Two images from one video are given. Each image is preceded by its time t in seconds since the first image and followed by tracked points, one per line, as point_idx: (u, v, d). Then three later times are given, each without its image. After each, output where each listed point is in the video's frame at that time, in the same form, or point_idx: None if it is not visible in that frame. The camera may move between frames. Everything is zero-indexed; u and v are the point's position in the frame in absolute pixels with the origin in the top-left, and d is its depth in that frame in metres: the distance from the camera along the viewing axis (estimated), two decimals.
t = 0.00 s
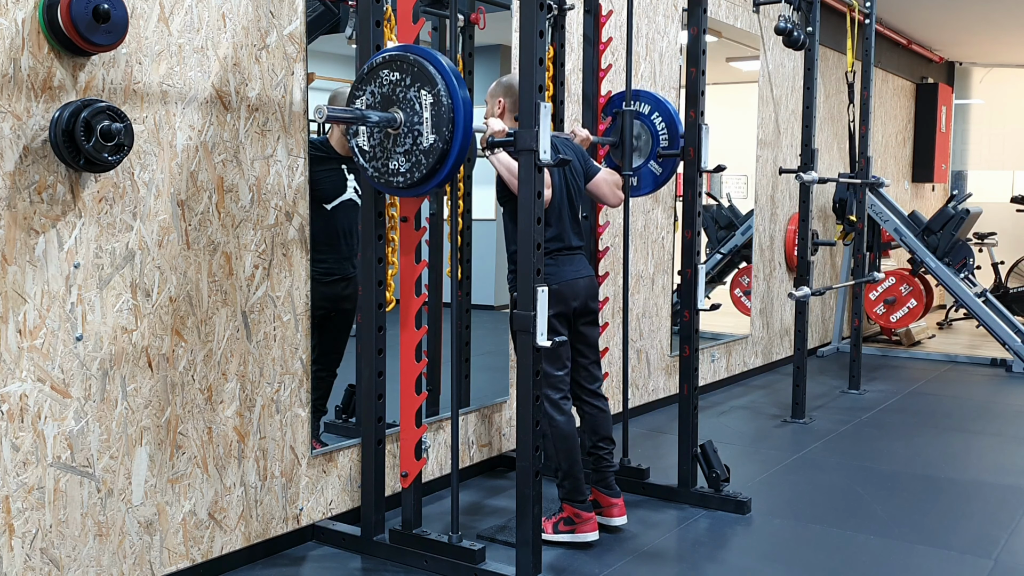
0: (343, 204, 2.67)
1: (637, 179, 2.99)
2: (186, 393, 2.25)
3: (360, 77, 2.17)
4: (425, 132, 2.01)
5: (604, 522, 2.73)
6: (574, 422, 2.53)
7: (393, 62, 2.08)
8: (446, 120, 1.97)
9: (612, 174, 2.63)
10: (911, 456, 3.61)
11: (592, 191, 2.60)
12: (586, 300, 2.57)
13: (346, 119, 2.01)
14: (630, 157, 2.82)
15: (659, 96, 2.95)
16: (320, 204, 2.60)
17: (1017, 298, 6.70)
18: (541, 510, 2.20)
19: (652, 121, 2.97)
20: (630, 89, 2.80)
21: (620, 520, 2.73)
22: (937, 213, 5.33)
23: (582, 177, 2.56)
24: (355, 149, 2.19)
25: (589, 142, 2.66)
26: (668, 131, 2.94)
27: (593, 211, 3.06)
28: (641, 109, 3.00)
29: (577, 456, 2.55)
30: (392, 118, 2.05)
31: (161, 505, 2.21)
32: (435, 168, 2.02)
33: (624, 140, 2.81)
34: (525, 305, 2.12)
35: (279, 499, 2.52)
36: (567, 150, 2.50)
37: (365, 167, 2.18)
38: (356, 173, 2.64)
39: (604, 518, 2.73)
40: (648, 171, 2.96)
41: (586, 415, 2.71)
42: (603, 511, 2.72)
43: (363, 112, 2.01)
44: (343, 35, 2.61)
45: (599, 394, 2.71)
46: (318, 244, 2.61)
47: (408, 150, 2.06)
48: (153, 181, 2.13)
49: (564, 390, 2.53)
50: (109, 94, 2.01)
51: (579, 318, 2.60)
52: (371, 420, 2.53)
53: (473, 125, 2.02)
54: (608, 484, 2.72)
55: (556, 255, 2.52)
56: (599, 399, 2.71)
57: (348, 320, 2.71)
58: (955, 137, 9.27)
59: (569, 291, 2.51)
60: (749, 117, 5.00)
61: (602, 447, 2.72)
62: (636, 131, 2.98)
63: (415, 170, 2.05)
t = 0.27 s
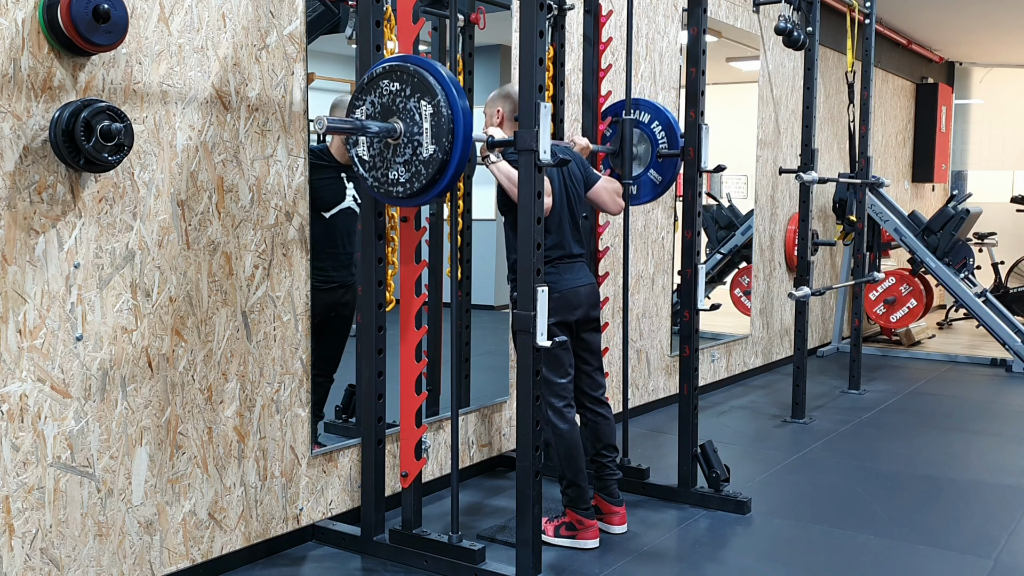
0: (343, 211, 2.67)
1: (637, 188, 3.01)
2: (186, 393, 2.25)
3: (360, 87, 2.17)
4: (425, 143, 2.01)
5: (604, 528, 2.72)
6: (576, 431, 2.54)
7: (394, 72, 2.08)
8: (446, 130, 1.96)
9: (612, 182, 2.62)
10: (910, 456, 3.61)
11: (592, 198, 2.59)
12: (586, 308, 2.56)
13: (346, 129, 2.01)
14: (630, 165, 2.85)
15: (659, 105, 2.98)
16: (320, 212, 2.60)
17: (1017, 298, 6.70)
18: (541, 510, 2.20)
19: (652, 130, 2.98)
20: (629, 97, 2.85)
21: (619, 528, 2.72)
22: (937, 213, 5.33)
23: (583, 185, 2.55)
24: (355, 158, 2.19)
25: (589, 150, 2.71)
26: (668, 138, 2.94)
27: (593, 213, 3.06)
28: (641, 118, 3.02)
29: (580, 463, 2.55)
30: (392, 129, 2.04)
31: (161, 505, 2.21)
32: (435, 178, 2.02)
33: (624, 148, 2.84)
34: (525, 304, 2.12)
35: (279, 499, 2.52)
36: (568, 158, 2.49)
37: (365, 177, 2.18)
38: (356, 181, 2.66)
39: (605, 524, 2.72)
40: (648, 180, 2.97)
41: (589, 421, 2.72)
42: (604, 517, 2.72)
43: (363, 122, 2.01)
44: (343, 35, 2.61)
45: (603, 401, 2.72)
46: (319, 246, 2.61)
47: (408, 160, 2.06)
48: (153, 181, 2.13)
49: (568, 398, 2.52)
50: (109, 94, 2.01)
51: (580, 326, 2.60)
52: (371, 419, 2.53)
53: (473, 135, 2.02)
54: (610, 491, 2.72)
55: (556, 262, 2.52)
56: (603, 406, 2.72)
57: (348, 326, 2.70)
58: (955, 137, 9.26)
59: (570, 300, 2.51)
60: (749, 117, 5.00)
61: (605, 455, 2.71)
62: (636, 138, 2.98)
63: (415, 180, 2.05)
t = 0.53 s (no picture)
0: (343, 199, 2.67)
1: (638, 175, 3.01)
2: (186, 393, 2.25)
3: (359, 68, 2.17)
4: (425, 122, 2.01)
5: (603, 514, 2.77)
6: (570, 419, 2.55)
7: (393, 52, 2.08)
8: (446, 109, 1.96)
9: (613, 166, 2.62)
10: (911, 456, 3.61)
11: (593, 183, 2.59)
12: (585, 296, 2.57)
13: (346, 108, 2.01)
14: (630, 153, 2.81)
15: (659, 92, 2.96)
16: (320, 199, 2.60)
17: (1017, 298, 6.70)
18: (541, 510, 2.20)
19: (652, 117, 2.98)
20: (630, 85, 2.81)
21: (618, 509, 2.77)
22: (937, 212, 5.33)
23: (583, 169, 2.55)
24: (355, 139, 2.19)
25: (590, 136, 2.72)
26: (669, 127, 2.95)
27: (593, 210, 3.08)
28: (642, 105, 3.01)
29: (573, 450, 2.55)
30: (392, 108, 2.04)
31: (161, 505, 2.21)
32: (435, 158, 2.02)
33: (624, 136, 2.81)
34: (525, 305, 2.12)
35: (279, 499, 2.52)
36: (568, 143, 2.50)
37: (365, 158, 2.18)
38: (355, 169, 2.64)
39: (603, 510, 2.78)
40: (648, 167, 2.98)
41: (581, 410, 2.73)
42: (600, 502, 2.77)
43: (363, 101, 2.01)
44: (343, 35, 2.61)
45: (592, 389, 2.72)
46: (318, 242, 2.61)
47: (408, 140, 2.06)
48: (153, 181, 2.13)
49: (561, 385, 2.54)
50: (109, 94, 2.01)
51: (579, 314, 2.60)
52: (371, 420, 2.53)
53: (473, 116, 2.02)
54: (603, 474, 2.78)
55: (557, 248, 2.51)
56: (592, 393, 2.72)
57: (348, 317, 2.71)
58: (955, 138, 9.26)
59: (569, 288, 2.51)
60: (749, 117, 5.00)
61: (596, 441, 2.72)
62: (636, 126, 2.99)
63: (415, 159, 2.05)
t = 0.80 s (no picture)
0: (342, 202, 2.67)
1: (638, 176, 2.99)
2: (186, 393, 2.25)
3: (359, 69, 2.17)
4: (425, 124, 2.01)
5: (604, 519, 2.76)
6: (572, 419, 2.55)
7: (393, 54, 2.08)
8: (446, 111, 1.96)
9: (615, 164, 2.60)
10: (911, 456, 3.61)
11: (595, 181, 2.57)
12: (596, 289, 2.57)
13: (346, 110, 2.01)
14: (630, 154, 2.88)
15: (659, 93, 2.95)
16: (317, 202, 2.60)
17: (1017, 298, 6.70)
18: (541, 510, 2.20)
19: (652, 118, 2.97)
20: (629, 87, 2.84)
21: (619, 515, 2.75)
22: (937, 213, 5.34)
23: (586, 169, 2.54)
24: (355, 141, 2.19)
25: (590, 137, 2.73)
26: (669, 128, 2.94)
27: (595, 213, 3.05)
28: (642, 106, 3.00)
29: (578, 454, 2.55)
30: (392, 110, 2.04)
31: (161, 505, 2.21)
32: (435, 159, 2.02)
33: (624, 137, 2.87)
34: (525, 305, 2.12)
35: (279, 499, 2.52)
36: (569, 142, 2.48)
37: (365, 160, 2.18)
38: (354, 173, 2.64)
39: (603, 513, 2.76)
40: (649, 168, 2.96)
41: (592, 412, 2.72)
42: (601, 507, 2.76)
43: (363, 103, 2.01)
44: (343, 35, 2.61)
45: (605, 391, 2.72)
46: (317, 245, 2.61)
47: (408, 142, 2.06)
48: (153, 181, 2.13)
49: (571, 387, 2.53)
50: (109, 94, 2.01)
51: (590, 310, 2.60)
52: (371, 420, 2.53)
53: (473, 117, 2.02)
54: (607, 479, 2.76)
55: (563, 245, 2.52)
56: (604, 396, 2.72)
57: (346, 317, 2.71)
58: (955, 138, 9.26)
59: (580, 284, 2.50)
60: (749, 117, 5.00)
61: (604, 445, 2.73)
62: (636, 128, 2.99)
63: (415, 161, 2.05)
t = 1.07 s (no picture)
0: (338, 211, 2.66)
1: (638, 184, 3.00)
2: (186, 393, 2.25)
3: (360, 83, 2.17)
4: (425, 138, 2.01)
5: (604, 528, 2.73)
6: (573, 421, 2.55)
7: (394, 68, 2.08)
8: (446, 126, 1.96)
9: (615, 173, 2.63)
10: (911, 456, 3.61)
11: (597, 191, 2.59)
12: (603, 296, 2.56)
13: (346, 125, 2.01)
14: (630, 162, 2.90)
15: (659, 101, 2.95)
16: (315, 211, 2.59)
17: (1017, 298, 6.71)
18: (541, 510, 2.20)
19: (652, 126, 2.97)
20: (629, 94, 2.83)
21: (619, 528, 2.72)
22: (937, 213, 5.34)
23: (587, 178, 2.55)
24: (356, 154, 2.19)
25: (590, 146, 2.71)
26: (668, 134, 2.94)
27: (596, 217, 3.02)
28: (642, 114, 3.00)
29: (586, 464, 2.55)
30: (392, 124, 2.04)
31: (161, 505, 2.21)
32: (435, 174, 2.02)
33: (624, 145, 2.88)
34: (525, 304, 2.12)
35: (279, 499, 2.52)
36: (569, 151, 2.49)
37: (365, 173, 2.18)
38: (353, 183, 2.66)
39: (605, 523, 2.73)
40: (648, 176, 2.96)
41: (600, 421, 2.71)
42: (604, 516, 2.73)
43: (363, 118, 2.01)
44: (343, 36, 2.61)
45: (613, 401, 2.71)
46: (317, 245, 2.60)
47: (408, 156, 2.06)
48: (153, 181, 2.13)
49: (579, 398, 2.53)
50: (109, 93, 2.01)
51: (597, 317, 2.59)
52: (371, 419, 2.53)
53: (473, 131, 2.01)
54: (612, 491, 2.72)
55: (567, 252, 2.51)
56: (612, 406, 2.71)
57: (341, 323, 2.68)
58: (955, 138, 9.26)
59: (587, 291, 2.49)
60: (749, 117, 5.00)
61: (610, 455, 2.71)
62: (636, 135, 2.97)
63: (415, 176, 2.05)
